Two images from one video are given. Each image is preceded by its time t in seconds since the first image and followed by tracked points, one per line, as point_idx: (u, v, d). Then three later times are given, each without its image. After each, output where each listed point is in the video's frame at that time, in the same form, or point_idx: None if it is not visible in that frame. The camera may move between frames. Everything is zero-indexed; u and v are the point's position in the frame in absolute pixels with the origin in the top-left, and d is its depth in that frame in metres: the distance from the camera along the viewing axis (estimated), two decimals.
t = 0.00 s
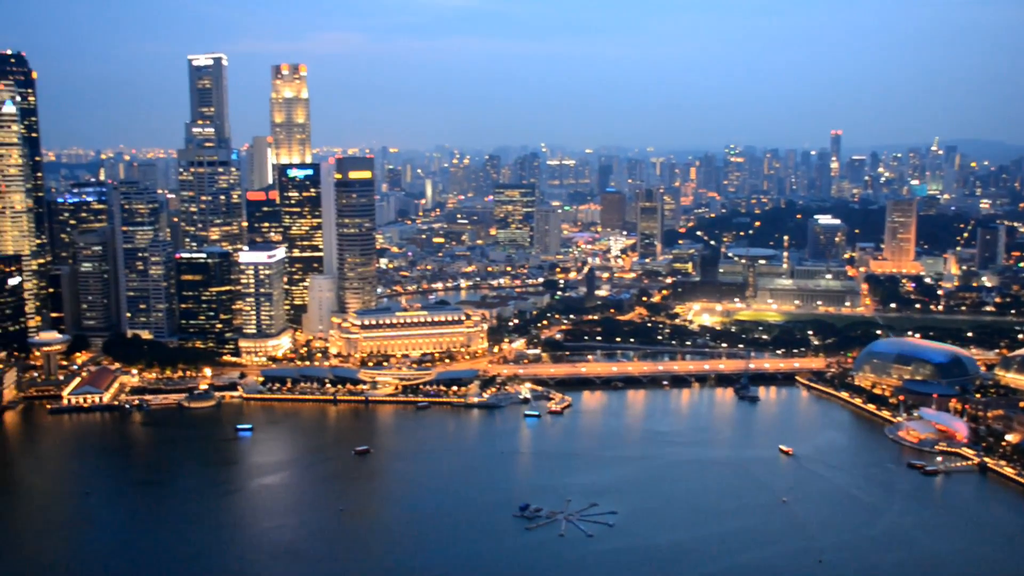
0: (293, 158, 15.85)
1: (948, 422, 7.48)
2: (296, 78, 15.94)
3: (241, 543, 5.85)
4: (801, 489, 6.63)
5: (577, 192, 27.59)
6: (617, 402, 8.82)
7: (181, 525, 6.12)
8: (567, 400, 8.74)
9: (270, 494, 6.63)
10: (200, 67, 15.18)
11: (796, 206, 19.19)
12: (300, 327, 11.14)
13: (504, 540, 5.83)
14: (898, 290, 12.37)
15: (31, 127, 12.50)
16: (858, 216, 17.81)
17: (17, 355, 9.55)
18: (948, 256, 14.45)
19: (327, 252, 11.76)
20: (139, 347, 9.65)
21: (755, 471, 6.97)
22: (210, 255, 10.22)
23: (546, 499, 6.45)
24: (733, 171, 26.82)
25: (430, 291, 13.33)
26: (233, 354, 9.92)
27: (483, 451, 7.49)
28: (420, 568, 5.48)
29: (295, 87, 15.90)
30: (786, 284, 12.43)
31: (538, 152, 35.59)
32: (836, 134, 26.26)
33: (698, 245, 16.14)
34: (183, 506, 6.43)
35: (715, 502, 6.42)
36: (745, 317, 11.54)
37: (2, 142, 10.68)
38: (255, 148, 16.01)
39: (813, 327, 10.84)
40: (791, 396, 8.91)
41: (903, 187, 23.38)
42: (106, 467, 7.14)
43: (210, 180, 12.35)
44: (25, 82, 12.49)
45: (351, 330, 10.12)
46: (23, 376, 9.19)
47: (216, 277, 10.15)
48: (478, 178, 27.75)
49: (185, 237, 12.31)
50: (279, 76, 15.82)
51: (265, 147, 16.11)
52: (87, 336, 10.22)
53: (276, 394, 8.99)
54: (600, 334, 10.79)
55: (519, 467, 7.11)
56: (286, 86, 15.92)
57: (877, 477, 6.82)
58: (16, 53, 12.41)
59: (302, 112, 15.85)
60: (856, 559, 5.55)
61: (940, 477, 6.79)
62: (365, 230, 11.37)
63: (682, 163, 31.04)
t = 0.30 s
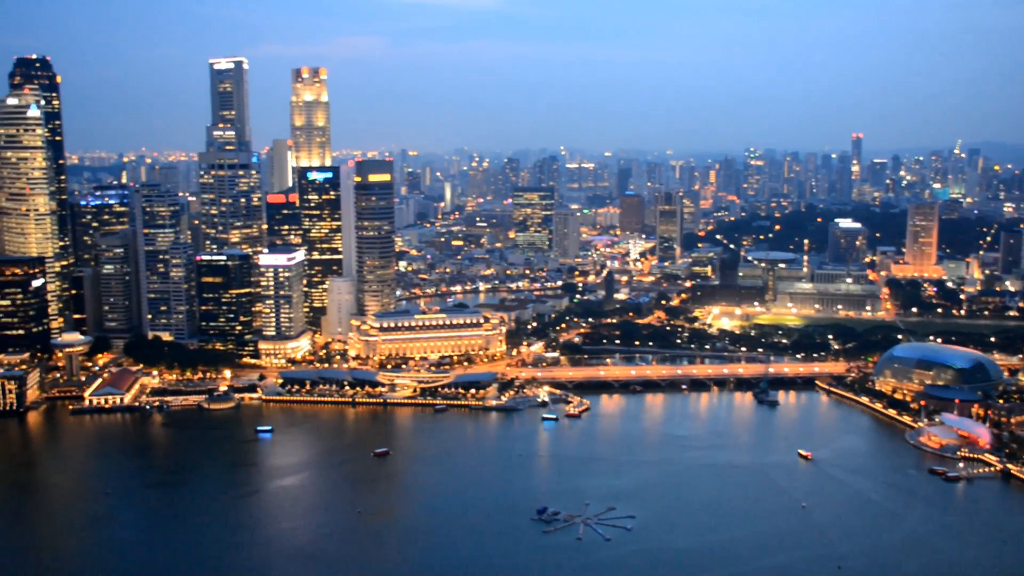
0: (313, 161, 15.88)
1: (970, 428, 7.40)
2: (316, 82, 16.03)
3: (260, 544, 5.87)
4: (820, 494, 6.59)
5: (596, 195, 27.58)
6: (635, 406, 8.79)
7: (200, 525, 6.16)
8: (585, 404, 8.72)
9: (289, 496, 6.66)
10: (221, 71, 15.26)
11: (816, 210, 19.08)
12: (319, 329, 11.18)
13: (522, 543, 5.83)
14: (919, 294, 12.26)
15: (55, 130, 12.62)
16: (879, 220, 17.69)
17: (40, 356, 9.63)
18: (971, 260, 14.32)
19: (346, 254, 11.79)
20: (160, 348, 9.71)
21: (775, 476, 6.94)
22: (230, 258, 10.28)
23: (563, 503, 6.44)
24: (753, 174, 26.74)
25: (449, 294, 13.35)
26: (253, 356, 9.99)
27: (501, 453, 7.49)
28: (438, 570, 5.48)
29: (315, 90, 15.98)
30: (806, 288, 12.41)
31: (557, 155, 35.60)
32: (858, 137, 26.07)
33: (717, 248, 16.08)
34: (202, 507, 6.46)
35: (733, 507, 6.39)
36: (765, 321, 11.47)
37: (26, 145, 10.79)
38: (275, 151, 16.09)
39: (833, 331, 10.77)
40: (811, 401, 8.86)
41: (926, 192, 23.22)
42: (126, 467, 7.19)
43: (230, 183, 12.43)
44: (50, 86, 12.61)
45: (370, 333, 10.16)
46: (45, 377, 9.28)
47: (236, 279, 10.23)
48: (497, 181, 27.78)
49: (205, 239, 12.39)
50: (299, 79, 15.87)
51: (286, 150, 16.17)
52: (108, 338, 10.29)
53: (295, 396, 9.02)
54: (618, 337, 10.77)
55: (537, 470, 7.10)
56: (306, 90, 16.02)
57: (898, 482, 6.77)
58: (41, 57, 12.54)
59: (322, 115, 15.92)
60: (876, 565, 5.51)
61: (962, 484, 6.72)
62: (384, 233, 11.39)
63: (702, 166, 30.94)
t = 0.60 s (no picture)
0: (333, 163, 15.97)
1: (993, 435, 7.33)
2: (337, 84, 16.10)
3: (278, 545, 5.89)
4: (841, 500, 6.55)
5: (615, 199, 27.56)
6: (654, 410, 8.77)
7: (219, 526, 6.18)
8: (604, 408, 8.71)
9: (307, 497, 6.68)
10: (243, 74, 15.33)
11: (837, 214, 18.98)
12: (339, 332, 11.22)
13: (540, 547, 5.82)
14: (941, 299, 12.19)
15: (79, 132, 12.72)
16: (901, 224, 17.57)
17: (63, 357, 9.71)
18: (994, 266, 14.19)
19: (366, 257, 11.82)
20: (180, 349, 9.76)
21: (795, 481, 6.91)
22: (251, 259, 10.32)
23: (582, 507, 6.43)
24: (774, 178, 26.71)
25: (468, 297, 13.37)
26: (273, 358, 10.00)
27: (519, 457, 7.49)
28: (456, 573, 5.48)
29: (336, 93, 16.05)
30: (827, 292, 12.33)
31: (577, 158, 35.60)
32: (879, 142, 25.93)
33: (737, 252, 16.04)
34: (222, 507, 6.49)
35: (752, 512, 6.36)
36: (784, 326, 11.42)
37: (51, 147, 10.88)
38: (296, 154, 16.16)
39: (854, 336, 10.71)
40: (831, 406, 8.80)
41: (948, 196, 23.04)
42: (148, 467, 7.24)
43: (250, 185, 12.49)
44: (75, 89, 12.71)
45: (389, 335, 10.19)
46: (68, 377, 9.35)
47: (256, 280, 10.26)
48: (517, 185, 27.80)
49: (226, 241, 12.47)
50: (320, 82, 15.98)
51: (306, 153, 16.24)
52: (130, 338, 10.36)
53: (314, 398, 9.05)
54: (637, 341, 10.75)
55: (555, 474, 7.09)
56: (327, 93, 16.09)
57: (920, 489, 6.72)
58: (66, 60, 12.65)
59: (343, 118, 15.98)
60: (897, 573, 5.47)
61: (985, 491, 6.66)
62: (404, 236, 11.41)
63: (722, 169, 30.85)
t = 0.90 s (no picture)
0: (356, 167, 16.07)
1: (1021, 439, 7.23)
2: (359, 89, 16.18)
3: (301, 548, 5.91)
4: (866, 505, 6.50)
5: (637, 202, 27.55)
6: (677, 413, 8.74)
7: (243, 528, 6.22)
8: (626, 411, 8.69)
9: (330, 500, 6.70)
10: (265, 79, 15.43)
11: (861, 216, 18.87)
12: (361, 335, 11.26)
13: (562, 550, 5.81)
14: (968, 301, 12.02)
15: (105, 138, 12.85)
16: (926, 226, 17.44)
17: (89, 359, 9.82)
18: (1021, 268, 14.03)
19: (388, 260, 11.86)
20: (204, 353, 9.85)
21: (819, 486, 6.86)
22: (274, 263, 10.36)
23: (604, 510, 6.42)
24: (798, 181, 26.73)
25: (490, 300, 13.39)
26: (296, 361, 10.09)
27: (541, 460, 7.49)
28: None
29: (358, 97, 16.10)
30: (851, 295, 12.22)
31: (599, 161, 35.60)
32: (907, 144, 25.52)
33: (760, 255, 15.98)
34: (245, 510, 6.52)
35: (776, 517, 6.32)
36: (807, 329, 11.35)
37: (77, 152, 11.01)
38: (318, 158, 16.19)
39: (879, 340, 10.63)
40: (855, 410, 8.74)
41: (974, 198, 22.13)
42: (173, 469, 7.29)
43: (273, 190, 12.53)
44: (100, 95, 12.84)
45: (411, 338, 10.20)
46: (94, 380, 9.44)
47: (279, 284, 10.30)
48: (538, 188, 27.82)
49: (249, 245, 12.57)
50: (342, 86, 16.07)
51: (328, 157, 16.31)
52: (154, 341, 10.45)
53: (337, 401, 9.09)
54: (659, 344, 10.72)
55: (577, 477, 7.08)
56: (349, 97, 16.17)
57: (946, 494, 6.66)
58: (92, 67, 12.77)
59: (364, 122, 16.05)
60: None
61: (1013, 497, 6.59)
62: (426, 239, 11.44)
63: (744, 172, 30.74)
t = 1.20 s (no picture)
0: (389, 171, 16.15)
1: None
2: (391, 93, 16.27)
3: (336, 550, 5.94)
4: (904, 509, 6.42)
5: (669, 204, 27.44)
6: (711, 416, 8.68)
7: (279, 530, 6.26)
8: (660, 414, 8.65)
9: (365, 503, 6.73)
10: (299, 84, 15.56)
11: (898, 217, 18.64)
12: (394, 338, 11.30)
13: (597, 554, 5.79)
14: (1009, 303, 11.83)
15: (143, 144, 13.02)
16: (964, 227, 17.19)
17: (127, 363, 9.96)
18: None
19: (421, 264, 11.90)
20: (240, 356, 9.95)
21: (856, 489, 6.79)
22: (308, 267, 10.41)
23: (638, 514, 6.39)
24: (832, 181, 26.42)
25: (523, 303, 13.39)
26: (330, 364, 10.15)
27: (575, 463, 7.47)
28: None
29: (390, 101, 16.17)
30: (888, 297, 12.07)
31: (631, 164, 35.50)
32: (942, 145, 24.88)
33: (794, 256, 15.85)
34: (280, 512, 6.57)
35: (813, 521, 6.26)
36: (844, 331, 11.23)
37: (115, 158, 11.16)
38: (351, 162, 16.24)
39: (916, 342, 10.50)
40: (893, 413, 8.64)
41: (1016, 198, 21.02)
42: (210, 472, 7.36)
43: (307, 194, 12.70)
44: (138, 102, 13.01)
45: (444, 342, 10.20)
46: (132, 384, 9.56)
47: (312, 288, 10.35)
48: (571, 191, 27.79)
49: (284, 250, 12.68)
50: (375, 91, 16.16)
51: (361, 161, 16.40)
52: (191, 345, 10.57)
53: (371, 404, 9.12)
54: (693, 347, 10.66)
55: (611, 480, 7.06)
56: (382, 101, 16.25)
57: (987, 498, 6.56)
58: (130, 74, 12.95)
59: (397, 126, 16.12)
60: None
61: None
62: (458, 243, 11.46)
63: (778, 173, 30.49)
